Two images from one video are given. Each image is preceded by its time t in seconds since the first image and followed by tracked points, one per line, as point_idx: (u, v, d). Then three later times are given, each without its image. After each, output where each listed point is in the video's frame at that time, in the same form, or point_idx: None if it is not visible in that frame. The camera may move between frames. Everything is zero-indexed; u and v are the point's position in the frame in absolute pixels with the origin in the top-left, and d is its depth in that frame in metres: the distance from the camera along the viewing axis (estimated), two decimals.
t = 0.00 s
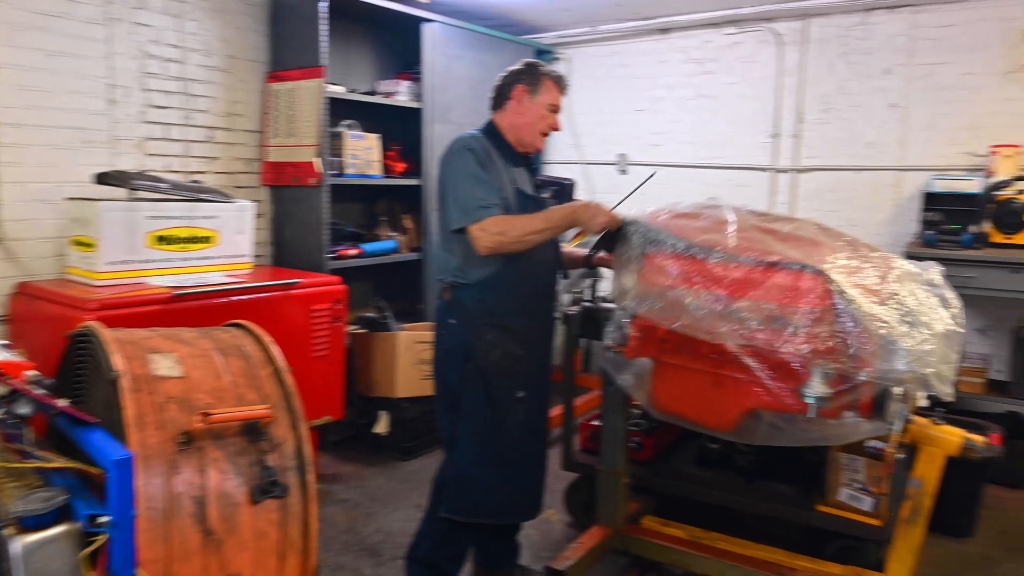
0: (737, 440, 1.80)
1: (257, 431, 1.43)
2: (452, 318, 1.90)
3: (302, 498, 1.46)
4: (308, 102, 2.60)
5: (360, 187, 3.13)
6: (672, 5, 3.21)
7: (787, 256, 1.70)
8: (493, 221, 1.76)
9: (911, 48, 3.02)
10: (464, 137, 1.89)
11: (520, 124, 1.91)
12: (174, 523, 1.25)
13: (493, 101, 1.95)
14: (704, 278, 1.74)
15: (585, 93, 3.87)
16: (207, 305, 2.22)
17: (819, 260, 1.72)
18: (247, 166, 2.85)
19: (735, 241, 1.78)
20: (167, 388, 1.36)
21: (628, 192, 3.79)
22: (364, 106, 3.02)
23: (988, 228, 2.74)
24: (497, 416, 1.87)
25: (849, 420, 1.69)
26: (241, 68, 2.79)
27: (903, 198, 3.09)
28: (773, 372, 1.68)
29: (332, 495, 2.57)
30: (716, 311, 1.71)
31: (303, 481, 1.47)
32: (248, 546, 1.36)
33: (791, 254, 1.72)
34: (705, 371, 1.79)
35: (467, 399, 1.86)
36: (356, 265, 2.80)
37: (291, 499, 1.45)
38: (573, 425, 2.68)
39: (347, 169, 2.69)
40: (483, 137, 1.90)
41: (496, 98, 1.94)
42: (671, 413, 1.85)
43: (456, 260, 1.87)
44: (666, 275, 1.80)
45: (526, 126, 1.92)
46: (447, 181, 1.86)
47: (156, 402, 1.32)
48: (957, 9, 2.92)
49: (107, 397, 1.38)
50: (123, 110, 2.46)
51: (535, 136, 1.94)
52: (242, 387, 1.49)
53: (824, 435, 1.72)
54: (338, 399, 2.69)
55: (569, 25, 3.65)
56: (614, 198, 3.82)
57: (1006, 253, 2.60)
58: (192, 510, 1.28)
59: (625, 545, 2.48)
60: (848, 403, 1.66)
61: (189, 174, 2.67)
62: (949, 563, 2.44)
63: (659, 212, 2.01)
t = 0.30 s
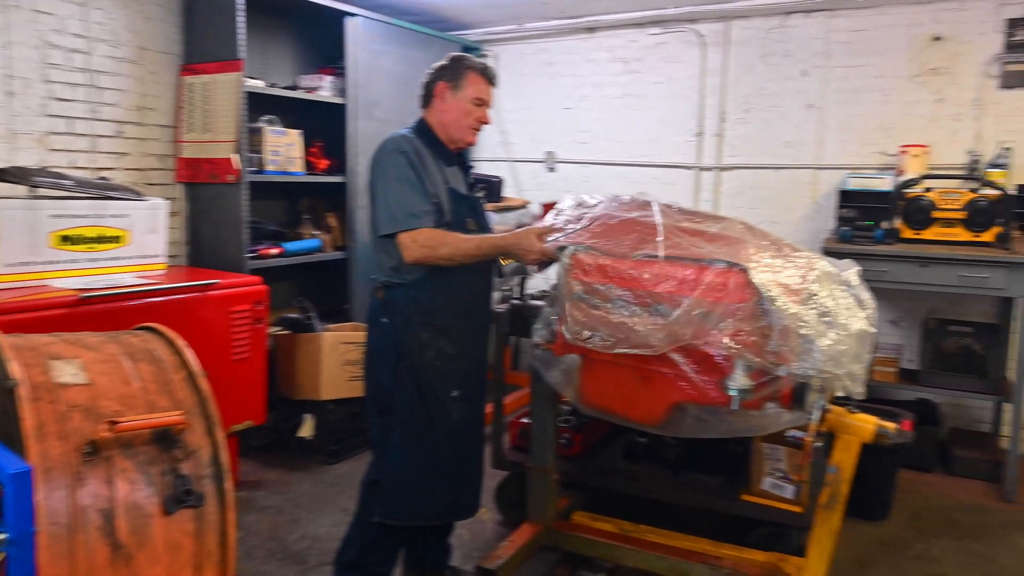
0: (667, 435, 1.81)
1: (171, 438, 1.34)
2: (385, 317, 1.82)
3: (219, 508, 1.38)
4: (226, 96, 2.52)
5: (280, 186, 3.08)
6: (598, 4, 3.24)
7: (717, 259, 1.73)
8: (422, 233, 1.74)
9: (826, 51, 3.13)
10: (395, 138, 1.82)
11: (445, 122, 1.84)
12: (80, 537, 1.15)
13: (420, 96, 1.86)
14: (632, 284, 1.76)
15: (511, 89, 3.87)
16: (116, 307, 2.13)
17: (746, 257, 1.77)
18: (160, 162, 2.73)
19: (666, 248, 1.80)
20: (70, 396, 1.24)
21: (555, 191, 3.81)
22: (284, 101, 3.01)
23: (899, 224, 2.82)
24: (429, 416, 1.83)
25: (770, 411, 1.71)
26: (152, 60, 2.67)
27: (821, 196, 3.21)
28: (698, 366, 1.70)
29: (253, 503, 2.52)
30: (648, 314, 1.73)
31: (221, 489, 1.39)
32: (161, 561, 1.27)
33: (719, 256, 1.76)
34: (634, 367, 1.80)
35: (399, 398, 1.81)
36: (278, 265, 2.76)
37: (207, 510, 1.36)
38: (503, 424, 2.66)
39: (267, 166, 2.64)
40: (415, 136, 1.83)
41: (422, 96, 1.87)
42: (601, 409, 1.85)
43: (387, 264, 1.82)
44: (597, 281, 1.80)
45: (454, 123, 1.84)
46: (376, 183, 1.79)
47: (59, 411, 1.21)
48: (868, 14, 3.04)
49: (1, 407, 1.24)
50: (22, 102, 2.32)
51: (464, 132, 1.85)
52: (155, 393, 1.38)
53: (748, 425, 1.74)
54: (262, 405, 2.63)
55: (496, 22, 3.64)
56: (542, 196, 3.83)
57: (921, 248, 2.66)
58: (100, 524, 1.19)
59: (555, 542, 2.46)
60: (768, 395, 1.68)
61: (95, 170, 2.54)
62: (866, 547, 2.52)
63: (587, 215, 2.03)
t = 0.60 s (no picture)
0: (607, 436, 1.81)
1: (93, 450, 1.27)
2: (323, 321, 1.76)
3: (144, 520, 1.31)
4: (150, 96, 2.50)
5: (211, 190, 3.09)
6: (536, 8, 3.26)
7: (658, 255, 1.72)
8: (366, 238, 1.68)
9: (759, 58, 3.21)
10: (329, 143, 1.76)
11: (378, 124, 1.80)
12: None
13: (351, 96, 1.81)
14: (576, 282, 1.73)
15: (449, 89, 3.84)
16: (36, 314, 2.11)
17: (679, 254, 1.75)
18: (80, 164, 2.63)
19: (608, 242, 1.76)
20: None
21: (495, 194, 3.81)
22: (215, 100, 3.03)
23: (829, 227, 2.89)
24: (371, 420, 1.79)
25: (708, 410, 1.72)
26: (72, 57, 2.57)
27: (755, 199, 3.28)
28: (636, 367, 1.71)
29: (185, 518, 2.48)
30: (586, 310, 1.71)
31: (145, 501, 1.32)
32: None
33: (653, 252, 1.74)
34: (573, 369, 1.79)
35: (340, 401, 1.76)
36: (208, 269, 2.75)
37: (132, 524, 1.29)
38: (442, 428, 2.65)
39: (197, 168, 2.64)
40: (350, 139, 1.78)
41: (352, 98, 1.83)
42: (541, 411, 1.84)
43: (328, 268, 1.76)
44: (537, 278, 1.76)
45: (387, 124, 1.80)
46: (315, 187, 1.73)
47: None
48: (798, 23, 3.13)
49: None
50: None
51: (397, 132, 1.81)
52: (74, 404, 1.29)
53: (685, 424, 1.75)
54: (193, 413, 2.65)
55: (434, 24, 3.62)
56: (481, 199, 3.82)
57: (848, 250, 2.74)
58: (14, 543, 1.12)
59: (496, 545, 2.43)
60: (706, 394, 1.70)
61: (10, 171, 2.43)
62: (801, 541, 2.57)
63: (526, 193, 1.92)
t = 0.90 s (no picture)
0: (561, 438, 1.81)
1: (24, 461, 1.11)
2: (273, 326, 1.71)
3: (82, 535, 1.15)
4: (86, 94, 2.47)
5: (152, 190, 3.07)
6: (488, 9, 3.25)
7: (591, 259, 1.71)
8: (299, 243, 1.62)
9: (708, 62, 3.25)
10: (274, 145, 1.70)
11: (326, 126, 1.76)
12: None
13: (297, 97, 1.77)
14: (510, 286, 1.71)
15: (399, 89, 3.81)
16: None
17: (597, 254, 1.74)
18: (12, 162, 2.57)
19: (527, 239, 1.78)
20: None
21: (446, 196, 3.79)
22: (156, 99, 3.00)
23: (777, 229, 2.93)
24: (327, 425, 1.71)
25: (660, 410, 1.74)
26: (3, 53, 2.50)
27: (706, 201, 3.33)
28: (589, 368, 1.69)
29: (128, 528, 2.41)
30: (536, 312, 1.68)
31: (82, 513, 1.16)
32: None
33: (573, 253, 1.75)
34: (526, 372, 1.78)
35: (292, 407, 1.69)
36: (148, 272, 2.72)
37: (67, 539, 1.13)
38: (396, 432, 2.62)
39: (137, 168, 2.63)
40: (297, 142, 1.73)
41: (299, 99, 1.78)
42: (494, 413, 1.83)
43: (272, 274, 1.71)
44: (482, 280, 1.73)
45: (336, 126, 1.77)
46: (257, 191, 1.68)
47: None
48: (746, 28, 3.18)
49: None
50: None
51: (347, 134, 1.79)
52: None
53: (637, 425, 1.79)
54: (134, 420, 2.58)
55: (384, 23, 3.57)
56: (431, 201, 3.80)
57: (796, 251, 2.77)
58: None
59: (449, 549, 2.38)
60: (658, 394, 1.70)
61: None
62: (752, 537, 2.61)
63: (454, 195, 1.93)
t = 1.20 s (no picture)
0: (541, 440, 1.80)
1: None
2: (249, 330, 1.67)
3: (51, 541, 1.06)
4: (54, 93, 2.48)
5: (124, 191, 3.03)
6: (465, 9, 3.24)
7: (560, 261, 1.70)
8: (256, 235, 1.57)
9: (685, 63, 3.27)
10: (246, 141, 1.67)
11: (303, 126, 1.74)
12: None
13: (270, 98, 1.75)
14: (490, 284, 1.71)
15: (375, 90, 3.79)
16: None
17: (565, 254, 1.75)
18: None
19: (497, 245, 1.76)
20: None
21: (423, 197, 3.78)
22: (128, 99, 2.96)
23: (753, 230, 2.94)
24: (308, 428, 1.69)
25: (638, 411, 1.73)
26: None
27: (682, 202, 3.34)
28: (567, 370, 1.69)
29: (100, 534, 2.37)
30: (516, 314, 1.69)
31: (52, 521, 1.07)
32: None
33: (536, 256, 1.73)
34: (506, 373, 1.77)
35: (273, 408, 1.66)
36: (120, 274, 2.72)
37: (33, 547, 1.04)
38: (373, 435, 2.61)
39: (108, 168, 2.63)
40: (270, 139, 1.70)
41: (273, 98, 1.74)
42: (473, 416, 1.81)
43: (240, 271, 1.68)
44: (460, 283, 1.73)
45: (313, 126, 1.75)
46: (226, 186, 1.64)
47: None
48: (722, 30, 3.20)
49: None
50: None
51: (325, 134, 1.77)
52: None
53: (617, 425, 1.74)
54: (106, 425, 2.54)
55: (360, 23, 3.55)
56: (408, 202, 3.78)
57: (772, 251, 2.79)
58: None
59: (428, 552, 2.35)
60: (635, 395, 1.70)
61: None
62: (730, 536, 2.62)
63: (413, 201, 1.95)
